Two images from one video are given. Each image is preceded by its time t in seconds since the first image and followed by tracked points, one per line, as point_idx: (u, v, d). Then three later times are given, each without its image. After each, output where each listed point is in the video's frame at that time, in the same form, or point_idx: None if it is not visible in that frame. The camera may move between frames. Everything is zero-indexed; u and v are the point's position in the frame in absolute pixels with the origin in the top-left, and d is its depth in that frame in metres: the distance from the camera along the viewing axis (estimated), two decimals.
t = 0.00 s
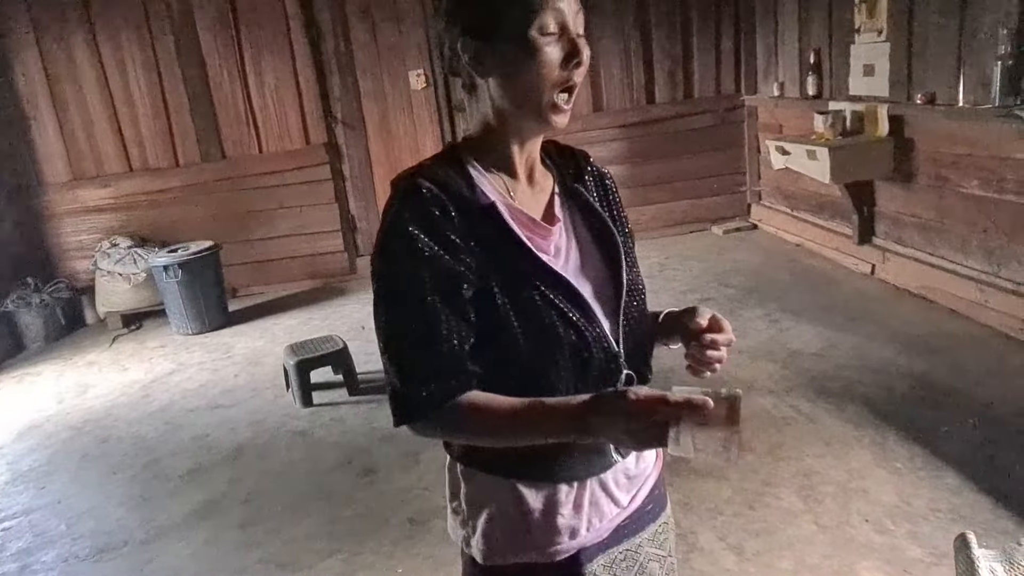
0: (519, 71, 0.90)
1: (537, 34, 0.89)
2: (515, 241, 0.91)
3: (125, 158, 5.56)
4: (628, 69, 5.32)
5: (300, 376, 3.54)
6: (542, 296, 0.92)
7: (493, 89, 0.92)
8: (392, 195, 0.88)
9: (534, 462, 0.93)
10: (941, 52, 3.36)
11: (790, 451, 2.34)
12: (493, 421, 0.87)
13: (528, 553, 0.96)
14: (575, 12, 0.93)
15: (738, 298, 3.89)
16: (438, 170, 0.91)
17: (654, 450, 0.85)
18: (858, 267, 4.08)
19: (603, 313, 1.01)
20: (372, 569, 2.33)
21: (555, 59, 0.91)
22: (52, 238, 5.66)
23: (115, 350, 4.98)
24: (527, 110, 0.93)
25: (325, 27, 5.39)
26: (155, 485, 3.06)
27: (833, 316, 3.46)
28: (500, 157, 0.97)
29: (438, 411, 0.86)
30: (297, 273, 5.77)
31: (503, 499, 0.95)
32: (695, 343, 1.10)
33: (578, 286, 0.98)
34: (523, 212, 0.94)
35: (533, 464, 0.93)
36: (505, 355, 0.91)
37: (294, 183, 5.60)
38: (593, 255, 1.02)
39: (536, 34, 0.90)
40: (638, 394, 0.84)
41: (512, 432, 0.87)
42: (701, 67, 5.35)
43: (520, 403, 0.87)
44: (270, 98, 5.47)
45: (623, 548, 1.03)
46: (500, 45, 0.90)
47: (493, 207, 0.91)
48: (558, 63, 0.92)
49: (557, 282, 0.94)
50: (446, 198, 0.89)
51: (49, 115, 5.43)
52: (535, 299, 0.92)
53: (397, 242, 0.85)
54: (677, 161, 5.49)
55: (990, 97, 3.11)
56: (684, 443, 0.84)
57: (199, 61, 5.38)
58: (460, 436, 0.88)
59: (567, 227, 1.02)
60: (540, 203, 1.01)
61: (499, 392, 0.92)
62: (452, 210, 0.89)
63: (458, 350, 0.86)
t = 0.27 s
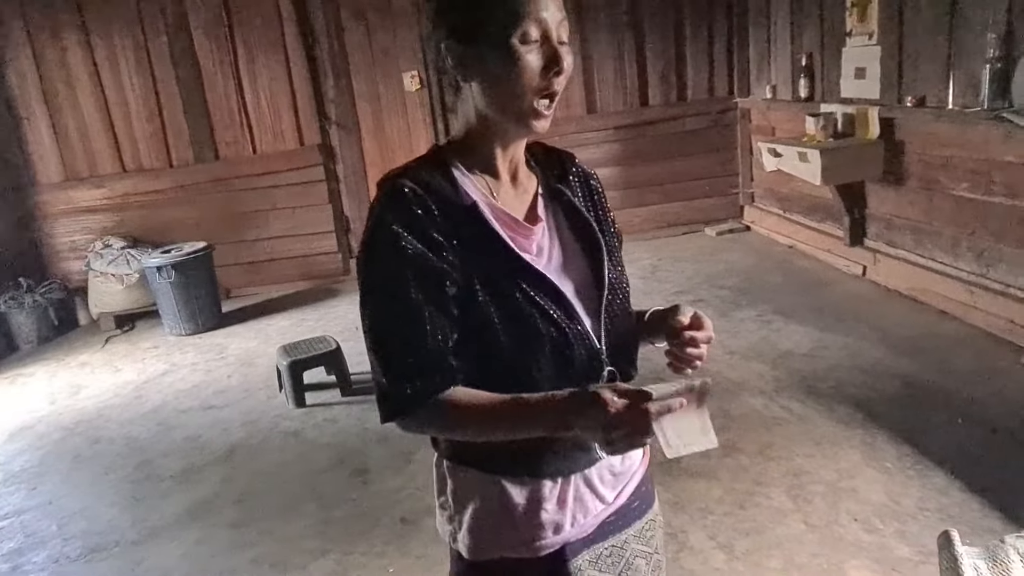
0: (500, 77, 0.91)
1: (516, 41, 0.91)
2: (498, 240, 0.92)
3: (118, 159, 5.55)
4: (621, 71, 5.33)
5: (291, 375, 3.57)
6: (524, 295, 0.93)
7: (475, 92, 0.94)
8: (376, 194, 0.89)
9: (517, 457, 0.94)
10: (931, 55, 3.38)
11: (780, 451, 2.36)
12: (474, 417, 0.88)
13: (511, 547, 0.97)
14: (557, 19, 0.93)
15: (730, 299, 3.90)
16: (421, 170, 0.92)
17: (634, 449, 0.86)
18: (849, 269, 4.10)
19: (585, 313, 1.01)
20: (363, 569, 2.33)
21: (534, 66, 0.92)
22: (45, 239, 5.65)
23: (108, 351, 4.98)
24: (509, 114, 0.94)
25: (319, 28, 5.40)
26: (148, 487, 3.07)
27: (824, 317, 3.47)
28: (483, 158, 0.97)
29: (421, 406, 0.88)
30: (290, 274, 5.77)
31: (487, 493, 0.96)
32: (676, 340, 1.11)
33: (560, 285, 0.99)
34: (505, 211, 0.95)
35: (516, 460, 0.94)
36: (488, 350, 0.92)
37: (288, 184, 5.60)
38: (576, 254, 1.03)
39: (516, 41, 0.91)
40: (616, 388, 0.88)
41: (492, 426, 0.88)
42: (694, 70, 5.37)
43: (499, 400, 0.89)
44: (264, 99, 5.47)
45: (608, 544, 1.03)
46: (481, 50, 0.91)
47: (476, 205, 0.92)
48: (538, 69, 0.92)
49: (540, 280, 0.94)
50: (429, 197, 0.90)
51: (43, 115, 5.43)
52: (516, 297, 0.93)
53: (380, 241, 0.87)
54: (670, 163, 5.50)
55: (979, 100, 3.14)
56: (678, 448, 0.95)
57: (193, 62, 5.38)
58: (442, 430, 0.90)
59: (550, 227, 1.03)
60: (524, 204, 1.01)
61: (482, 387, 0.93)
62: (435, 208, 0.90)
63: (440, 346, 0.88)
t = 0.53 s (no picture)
0: (484, 81, 0.93)
1: (500, 47, 0.92)
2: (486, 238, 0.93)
3: (114, 159, 5.56)
4: (617, 73, 5.35)
5: (286, 377, 3.59)
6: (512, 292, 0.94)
7: (462, 96, 0.95)
8: (366, 194, 0.91)
9: (506, 452, 0.96)
10: (923, 58, 3.40)
11: (772, 451, 2.37)
12: (461, 412, 0.89)
13: (500, 542, 0.98)
14: (543, 25, 0.94)
15: (724, 300, 3.92)
16: (411, 170, 0.94)
17: (620, 444, 0.88)
18: (843, 271, 4.12)
19: (571, 309, 1.02)
20: (356, 569, 2.34)
21: (518, 71, 0.93)
22: (40, 239, 5.65)
23: (102, 351, 5.00)
24: (495, 117, 0.95)
25: (316, 30, 5.41)
26: (141, 484, 3.15)
27: (817, 318, 3.50)
28: (471, 159, 0.99)
29: (411, 401, 0.89)
30: (286, 275, 5.77)
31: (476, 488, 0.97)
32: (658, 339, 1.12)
33: (547, 284, 0.99)
34: (492, 211, 0.96)
35: (505, 455, 0.96)
36: (477, 347, 0.93)
37: (284, 185, 5.60)
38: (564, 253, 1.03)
39: (500, 45, 0.92)
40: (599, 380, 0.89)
41: (478, 421, 0.89)
42: (689, 72, 5.40)
43: (486, 394, 0.90)
44: (260, 100, 5.48)
45: (596, 540, 1.04)
46: (467, 55, 0.92)
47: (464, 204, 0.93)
48: (522, 74, 0.93)
49: (527, 277, 0.95)
50: (417, 197, 0.91)
51: (38, 115, 5.43)
52: (503, 294, 0.94)
53: (370, 239, 0.88)
54: (665, 165, 5.52)
55: (971, 103, 3.16)
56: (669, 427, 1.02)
57: (190, 63, 5.39)
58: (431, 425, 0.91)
59: (539, 226, 1.04)
60: (512, 204, 1.02)
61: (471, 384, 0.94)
62: (423, 207, 0.91)
63: (428, 342, 0.89)
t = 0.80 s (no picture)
0: (480, 83, 0.94)
1: (496, 48, 0.92)
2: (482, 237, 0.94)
3: (112, 159, 5.56)
4: (614, 75, 5.37)
5: (284, 377, 3.59)
6: (508, 290, 0.95)
7: (459, 96, 0.96)
8: (365, 193, 0.91)
9: (500, 447, 0.97)
10: (919, 61, 3.42)
11: (767, 451, 2.38)
12: (458, 409, 0.90)
13: (495, 536, 0.99)
14: (538, 27, 0.95)
15: (721, 301, 3.93)
16: (409, 170, 0.95)
17: (617, 441, 0.90)
18: (839, 272, 4.14)
19: (566, 307, 1.03)
20: (353, 569, 2.35)
21: (514, 73, 0.94)
22: (38, 238, 5.66)
23: (100, 351, 5.07)
24: (491, 118, 0.96)
25: (314, 30, 5.42)
26: (139, 482, 3.21)
27: (813, 319, 3.51)
28: (466, 159, 1.00)
29: (409, 398, 0.91)
30: (283, 275, 5.78)
31: (471, 482, 0.98)
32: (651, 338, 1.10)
33: (542, 282, 1.00)
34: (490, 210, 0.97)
35: (499, 450, 0.97)
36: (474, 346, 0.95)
37: (281, 185, 5.61)
38: (559, 251, 1.05)
39: (496, 47, 0.92)
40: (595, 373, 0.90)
41: (475, 418, 0.90)
42: (687, 74, 5.41)
43: (482, 390, 0.91)
44: (258, 100, 5.49)
45: (589, 534, 1.05)
46: (463, 56, 0.93)
47: (461, 204, 0.94)
48: (518, 77, 0.94)
49: (523, 276, 0.96)
50: (415, 196, 0.92)
51: (36, 115, 5.44)
52: (500, 292, 0.95)
53: (369, 238, 0.89)
54: (663, 166, 5.54)
55: (966, 105, 3.17)
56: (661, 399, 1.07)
57: (188, 63, 5.40)
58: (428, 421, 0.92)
59: (534, 225, 1.05)
60: (507, 203, 1.03)
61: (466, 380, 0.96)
62: (421, 207, 0.92)
63: (426, 341, 0.90)
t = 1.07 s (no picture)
0: (481, 85, 0.94)
1: (497, 50, 0.93)
2: (483, 238, 0.95)
3: (110, 158, 5.56)
4: (613, 75, 5.37)
5: (283, 376, 3.61)
6: (508, 290, 0.95)
7: (460, 98, 0.97)
8: (367, 194, 0.92)
9: (500, 446, 0.97)
10: (917, 63, 3.43)
11: (765, 452, 2.39)
12: (460, 408, 0.91)
13: (494, 534, 0.99)
14: (539, 29, 0.96)
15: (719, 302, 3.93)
16: (410, 171, 0.95)
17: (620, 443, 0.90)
18: (837, 273, 4.14)
19: (566, 307, 1.03)
20: (351, 568, 2.35)
21: (515, 75, 0.94)
22: (36, 237, 5.65)
23: (98, 350, 5.11)
24: (491, 120, 0.96)
25: (314, 30, 5.42)
26: (139, 481, 3.23)
27: (812, 320, 3.51)
28: (465, 159, 1.00)
29: (411, 398, 0.91)
30: (282, 274, 5.78)
31: (470, 480, 0.98)
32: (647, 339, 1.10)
33: (542, 281, 1.01)
34: (490, 210, 0.98)
35: (498, 448, 0.97)
36: (475, 346, 0.95)
37: (280, 185, 5.61)
38: (558, 252, 1.05)
39: (497, 50, 0.93)
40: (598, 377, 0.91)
41: (476, 418, 0.91)
42: (686, 74, 5.42)
43: (484, 390, 0.91)
44: (257, 100, 5.49)
45: (587, 531, 1.05)
46: (465, 59, 0.94)
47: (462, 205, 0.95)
48: (519, 79, 0.94)
49: (524, 276, 0.97)
50: (416, 197, 0.93)
51: (34, 114, 5.43)
52: (501, 292, 0.95)
53: (371, 238, 0.89)
54: (661, 167, 5.55)
55: (965, 106, 3.18)
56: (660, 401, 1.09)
57: (187, 63, 5.40)
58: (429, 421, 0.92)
59: (534, 225, 1.05)
60: (507, 203, 1.04)
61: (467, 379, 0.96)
62: (422, 207, 0.92)
63: (428, 342, 0.90)
